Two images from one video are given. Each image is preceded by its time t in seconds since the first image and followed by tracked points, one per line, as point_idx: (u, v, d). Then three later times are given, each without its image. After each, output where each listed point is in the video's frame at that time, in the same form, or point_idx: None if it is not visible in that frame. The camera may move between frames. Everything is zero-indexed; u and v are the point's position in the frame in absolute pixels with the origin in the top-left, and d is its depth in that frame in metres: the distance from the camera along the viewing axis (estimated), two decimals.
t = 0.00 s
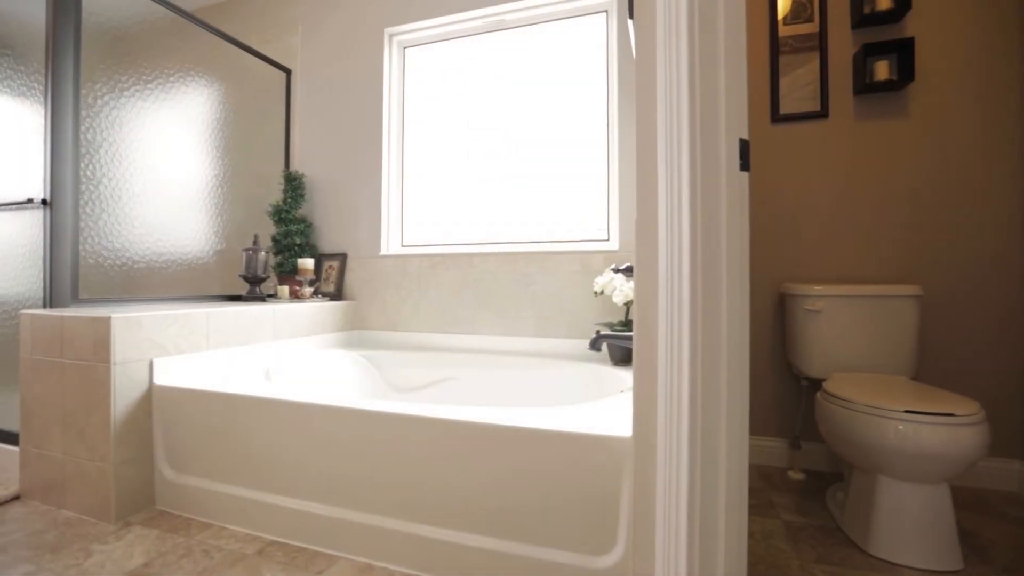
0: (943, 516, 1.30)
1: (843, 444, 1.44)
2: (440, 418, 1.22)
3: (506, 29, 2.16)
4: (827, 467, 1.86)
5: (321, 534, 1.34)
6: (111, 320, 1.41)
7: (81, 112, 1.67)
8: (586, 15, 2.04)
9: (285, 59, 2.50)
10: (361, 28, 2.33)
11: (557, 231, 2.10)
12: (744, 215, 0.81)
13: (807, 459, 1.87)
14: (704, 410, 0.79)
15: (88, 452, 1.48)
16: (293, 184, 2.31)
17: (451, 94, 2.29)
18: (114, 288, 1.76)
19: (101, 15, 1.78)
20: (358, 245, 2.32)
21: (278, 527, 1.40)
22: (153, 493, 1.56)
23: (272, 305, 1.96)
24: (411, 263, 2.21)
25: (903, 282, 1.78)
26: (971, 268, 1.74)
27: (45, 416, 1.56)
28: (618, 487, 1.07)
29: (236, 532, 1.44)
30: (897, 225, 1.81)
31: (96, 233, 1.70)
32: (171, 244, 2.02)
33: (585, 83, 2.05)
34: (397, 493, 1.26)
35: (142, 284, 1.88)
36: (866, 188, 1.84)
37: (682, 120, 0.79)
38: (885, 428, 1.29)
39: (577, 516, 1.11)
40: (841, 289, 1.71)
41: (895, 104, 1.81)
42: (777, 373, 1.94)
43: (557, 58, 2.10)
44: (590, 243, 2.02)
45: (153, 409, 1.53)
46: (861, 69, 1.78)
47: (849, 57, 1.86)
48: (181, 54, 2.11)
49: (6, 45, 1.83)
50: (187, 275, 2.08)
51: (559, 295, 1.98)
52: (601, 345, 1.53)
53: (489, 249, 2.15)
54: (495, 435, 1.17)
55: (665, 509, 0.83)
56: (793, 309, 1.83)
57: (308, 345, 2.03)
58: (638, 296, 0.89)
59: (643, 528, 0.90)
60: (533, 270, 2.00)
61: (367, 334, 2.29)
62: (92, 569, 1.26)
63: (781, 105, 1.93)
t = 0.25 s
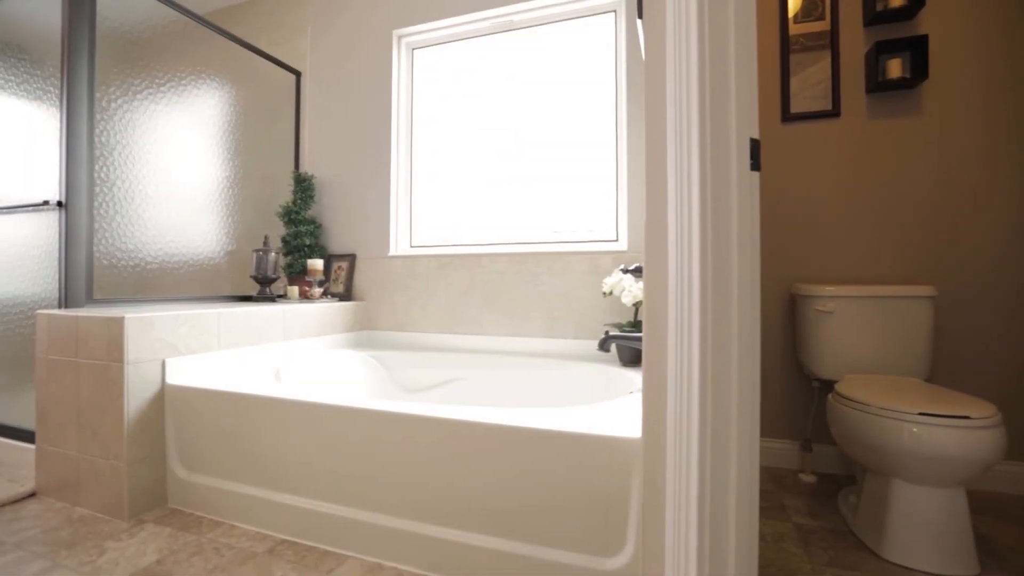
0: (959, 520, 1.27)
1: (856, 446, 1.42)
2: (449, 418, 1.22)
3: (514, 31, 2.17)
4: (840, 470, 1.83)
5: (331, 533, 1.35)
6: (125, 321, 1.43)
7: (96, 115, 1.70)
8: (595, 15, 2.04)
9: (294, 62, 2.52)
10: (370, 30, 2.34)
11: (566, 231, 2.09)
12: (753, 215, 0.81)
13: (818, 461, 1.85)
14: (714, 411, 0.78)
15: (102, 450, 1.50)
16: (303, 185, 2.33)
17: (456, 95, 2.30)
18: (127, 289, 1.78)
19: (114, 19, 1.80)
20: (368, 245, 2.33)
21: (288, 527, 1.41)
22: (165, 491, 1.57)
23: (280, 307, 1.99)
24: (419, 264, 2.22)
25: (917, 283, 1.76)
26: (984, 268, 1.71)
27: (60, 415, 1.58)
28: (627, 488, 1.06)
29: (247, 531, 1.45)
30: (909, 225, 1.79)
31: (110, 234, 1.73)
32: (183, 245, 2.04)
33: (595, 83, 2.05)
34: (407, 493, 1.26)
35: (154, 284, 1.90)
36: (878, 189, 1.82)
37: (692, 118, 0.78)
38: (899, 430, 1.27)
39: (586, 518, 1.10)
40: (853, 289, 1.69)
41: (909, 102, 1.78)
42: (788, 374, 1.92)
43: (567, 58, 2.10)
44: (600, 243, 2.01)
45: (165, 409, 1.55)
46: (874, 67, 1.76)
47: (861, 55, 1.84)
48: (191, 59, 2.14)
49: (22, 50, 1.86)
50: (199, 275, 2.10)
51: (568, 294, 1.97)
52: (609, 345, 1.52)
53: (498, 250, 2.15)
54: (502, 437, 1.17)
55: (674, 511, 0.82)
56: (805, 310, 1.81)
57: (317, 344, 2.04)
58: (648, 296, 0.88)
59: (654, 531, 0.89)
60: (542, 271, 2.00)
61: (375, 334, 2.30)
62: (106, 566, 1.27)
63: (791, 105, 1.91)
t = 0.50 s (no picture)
0: (975, 525, 1.25)
1: (868, 449, 1.40)
2: (458, 419, 1.22)
3: (522, 31, 2.17)
4: (852, 473, 1.81)
5: (341, 532, 1.35)
6: (137, 321, 1.44)
7: (110, 118, 1.72)
8: (603, 15, 2.04)
9: (304, 64, 2.54)
10: (378, 31, 2.35)
11: (575, 231, 2.08)
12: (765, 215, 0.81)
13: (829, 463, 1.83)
14: (725, 413, 0.78)
15: (116, 448, 1.52)
16: (312, 187, 2.36)
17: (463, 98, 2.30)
18: (140, 289, 1.80)
19: (128, 23, 1.82)
20: (378, 245, 2.35)
21: (298, 526, 1.42)
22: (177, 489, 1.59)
23: (292, 307, 2.01)
24: (428, 264, 2.23)
25: (931, 284, 1.73)
26: (999, 268, 1.68)
27: (75, 414, 1.60)
28: (637, 489, 1.06)
29: (258, 529, 1.47)
30: (922, 224, 1.76)
31: (123, 235, 1.75)
32: (194, 246, 2.06)
33: (604, 82, 2.04)
34: (416, 493, 1.26)
35: (167, 285, 1.92)
36: (890, 188, 1.80)
37: (702, 118, 0.77)
38: (913, 434, 1.25)
39: (595, 519, 1.10)
40: (865, 290, 1.67)
41: (923, 100, 1.76)
42: (798, 374, 1.91)
43: (576, 58, 2.09)
44: (608, 244, 2.00)
45: (178, 408, 1.57)
46: (886, 65, 1.74)
47: (874, 52, 1.82)
48: (203, 62, 2.15)
49: (38, 54, 1.88)
50: (210, 276, 2.12)
51: (575, 295, 1.97)
52: (618, 347, 1.50)
53: (506, 250, 2.15)
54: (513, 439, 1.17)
55: (684, 514, 0.82)
56: (815, 311, 1.80)
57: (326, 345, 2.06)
58: (657, 297, 0.88)
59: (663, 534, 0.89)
60: (551, 271, 2.00)
61: (384, 335, 2.31)
62: (119, 564, 1.29)
63: (801, 104, 1.90)
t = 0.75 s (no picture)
0: (993, 529, 1.23)
1: (883, 451, 1.38)
2: (467, 419, 1.22)
3: (531, 30, 2.17)
4: (865, 475, 1.79)
5: (351, 531, 1.36)
6: (151, 321, 1.46)
7: (124, 121, 1.74)
8: (612, 13, 2.03)
9: (315, 66, 2.56)
10: (388, 33, 2.36)
11: (584, 231, 2.08)
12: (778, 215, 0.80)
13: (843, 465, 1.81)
14: (737, 414, 0.77)
15: (130, 446, 1.54)
16: (322, 187, 2.38)
17: (472, 98, 2.31)
18: (154, 289, 1.83)
19: (142, 26, 1.84)
20: (387, 246, 2.36)
21: (309, 524, 1.43)
22: (189, 487, 1.61)
23: (302, 306, 2.03)
24: (436, 264, 2.24)
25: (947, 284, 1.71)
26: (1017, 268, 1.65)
27: (90, 412, 1.63)
28: (648, 491, 1.05)
29: (269, 527, 1.48)
30: (937, 223, 1.74)
31: (137, 236, 1.77)
32: (207, 247, 2.08)
33: (613, 82, 2.04)
34: (426, 492, 1.27)
35: (179, 285, 1.94)
36: (904, 186, 1.77)
37: (713, 117, 0.77)
38: (928, 436, 1.23)
39: (606, 520, 1.09)
40: (878, 290, 1.65)
41: (938, 97, 1.73)
42: (810, 375, 1.89)
43: (585, 58, 2.09)
44: (617, 244, 1.99)
45: (190, 406, 1.58)
46: (900, 62, 1.71)
47: (887, 49, 1.79)
48: (215, 65, 2.18)
49: (55, 58, 1.92)
50: (221, 276, 2.15)
51: (585, 295, 1.96)
52: (628, 347, 1.49)
53: (515, 250, 2.15)
54: (522, 439, 1.17)
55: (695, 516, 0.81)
56: (828, 311, 1.78)
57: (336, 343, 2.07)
58: (668, 297, 0.87)
59: (675, 535, 0.88)
60: (560, 271, 2.00)
61: (393, 335, 2.32)
62: (133, 560, 1.30)
63: (813, 102, 1.88)
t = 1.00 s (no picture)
0: (1008, 533, 1.21)
1: (895, 454, 1.37)
2: (476, 419, 1.23)
3: (539, 30, 2.17)
4: (878, 478, 1.77)
5: (360, 530, 1.37)
6: (163, 320, 1.48)
7: (136, 124, 1.76)
8: (620, 12, 2.02)
9: (324, 67, 2.58)
10: (396, 34, 2.37)
11: (591, 231, 2.08)
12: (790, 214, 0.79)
13: (854, 467, 1.79)
14: (747, 415, 0.76)
15: (142, 444, 1.55)
16: (331, 188, 2.39)
17: (480, 98, 2.31)
18: (165, 289, 1.85)
19: (154, 30, 1.86)
20: (395, 246, 2.37)
21: (318, 522, 1.44)
22: (200, 486, 1.62)
23: (311, 306, 2.04)
24: (444, 264, 2.24)
25: (961, 284, 1.68)
26: None
27: (104, 410, 1.65)
28: (658, 492, 1.05)
29: (279, 525, 1.49)
30: (950, 222, 1.71)
31: (149, 237, 1.79)
32: (217, 247, 2.10)
33: (621, 81, 2.03)
34: (434, 492, 1.27)
35: (191, 285, 1.96)
36: (916, 185, 1.75)
37: (724, 116, 0.76)
38: (942, 438, 1.22)
39: (614, 521, 1.09)
40: (891, 290, 1.62)
41: (951, 94, 1.70)
42: (820, 376, 1.87)
43: (593, 58, 2.09)
44: (626, 243, 1.99)
45: (201, 405, 1.60)
46: (913, 59, 1.69)
47: (900, 46, 1.77)
48: (226, 67, 2.20)
49: (70, 61, 1.94)
50: (232, 276, 2.16)
51: (592, 295, 1.96)
52: (637, 348, 1.48)
53: (523, 250, 2.15)
54: (530, 439, 1.16)
55: (704, 518, 0.81)
56: (839, 311, 1.76)
57: (345, 343, 2.09)
58: (679, 296, 0.87)
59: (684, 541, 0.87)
60: (568, 271, 1.99)
61: (401, 335, 2.33)
62: (146, 556, 1.32)
63: (824, 100, 1.86)
